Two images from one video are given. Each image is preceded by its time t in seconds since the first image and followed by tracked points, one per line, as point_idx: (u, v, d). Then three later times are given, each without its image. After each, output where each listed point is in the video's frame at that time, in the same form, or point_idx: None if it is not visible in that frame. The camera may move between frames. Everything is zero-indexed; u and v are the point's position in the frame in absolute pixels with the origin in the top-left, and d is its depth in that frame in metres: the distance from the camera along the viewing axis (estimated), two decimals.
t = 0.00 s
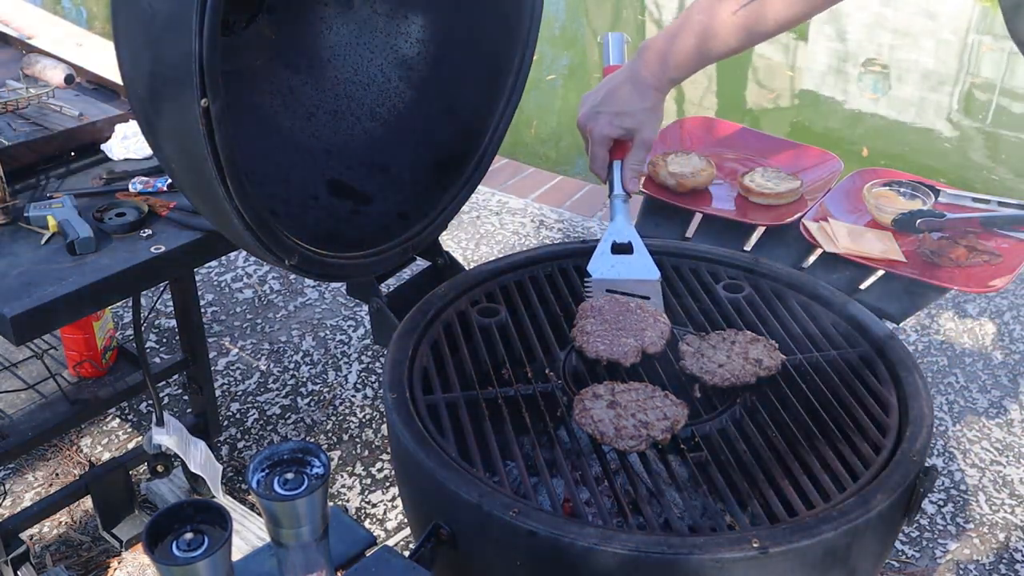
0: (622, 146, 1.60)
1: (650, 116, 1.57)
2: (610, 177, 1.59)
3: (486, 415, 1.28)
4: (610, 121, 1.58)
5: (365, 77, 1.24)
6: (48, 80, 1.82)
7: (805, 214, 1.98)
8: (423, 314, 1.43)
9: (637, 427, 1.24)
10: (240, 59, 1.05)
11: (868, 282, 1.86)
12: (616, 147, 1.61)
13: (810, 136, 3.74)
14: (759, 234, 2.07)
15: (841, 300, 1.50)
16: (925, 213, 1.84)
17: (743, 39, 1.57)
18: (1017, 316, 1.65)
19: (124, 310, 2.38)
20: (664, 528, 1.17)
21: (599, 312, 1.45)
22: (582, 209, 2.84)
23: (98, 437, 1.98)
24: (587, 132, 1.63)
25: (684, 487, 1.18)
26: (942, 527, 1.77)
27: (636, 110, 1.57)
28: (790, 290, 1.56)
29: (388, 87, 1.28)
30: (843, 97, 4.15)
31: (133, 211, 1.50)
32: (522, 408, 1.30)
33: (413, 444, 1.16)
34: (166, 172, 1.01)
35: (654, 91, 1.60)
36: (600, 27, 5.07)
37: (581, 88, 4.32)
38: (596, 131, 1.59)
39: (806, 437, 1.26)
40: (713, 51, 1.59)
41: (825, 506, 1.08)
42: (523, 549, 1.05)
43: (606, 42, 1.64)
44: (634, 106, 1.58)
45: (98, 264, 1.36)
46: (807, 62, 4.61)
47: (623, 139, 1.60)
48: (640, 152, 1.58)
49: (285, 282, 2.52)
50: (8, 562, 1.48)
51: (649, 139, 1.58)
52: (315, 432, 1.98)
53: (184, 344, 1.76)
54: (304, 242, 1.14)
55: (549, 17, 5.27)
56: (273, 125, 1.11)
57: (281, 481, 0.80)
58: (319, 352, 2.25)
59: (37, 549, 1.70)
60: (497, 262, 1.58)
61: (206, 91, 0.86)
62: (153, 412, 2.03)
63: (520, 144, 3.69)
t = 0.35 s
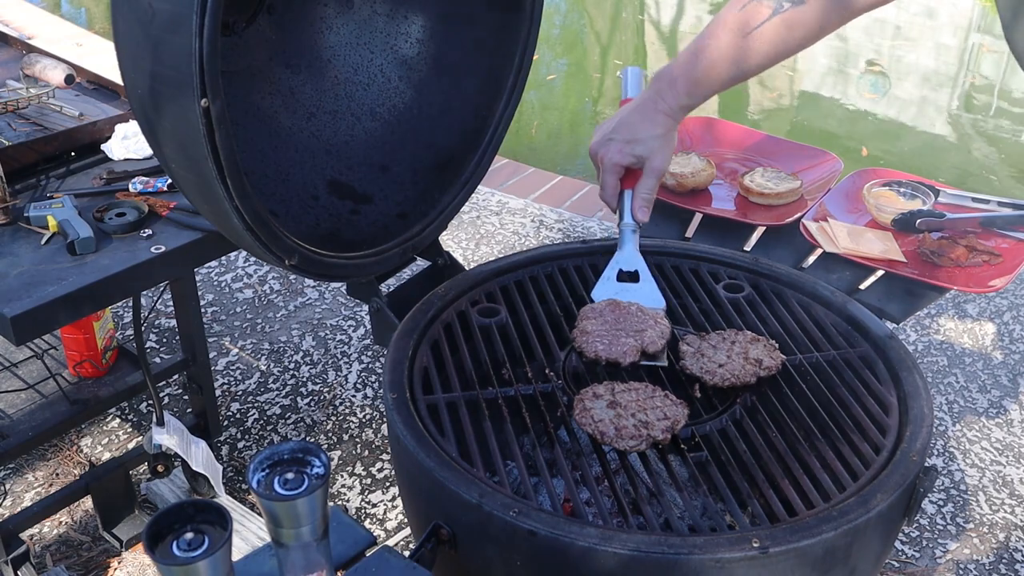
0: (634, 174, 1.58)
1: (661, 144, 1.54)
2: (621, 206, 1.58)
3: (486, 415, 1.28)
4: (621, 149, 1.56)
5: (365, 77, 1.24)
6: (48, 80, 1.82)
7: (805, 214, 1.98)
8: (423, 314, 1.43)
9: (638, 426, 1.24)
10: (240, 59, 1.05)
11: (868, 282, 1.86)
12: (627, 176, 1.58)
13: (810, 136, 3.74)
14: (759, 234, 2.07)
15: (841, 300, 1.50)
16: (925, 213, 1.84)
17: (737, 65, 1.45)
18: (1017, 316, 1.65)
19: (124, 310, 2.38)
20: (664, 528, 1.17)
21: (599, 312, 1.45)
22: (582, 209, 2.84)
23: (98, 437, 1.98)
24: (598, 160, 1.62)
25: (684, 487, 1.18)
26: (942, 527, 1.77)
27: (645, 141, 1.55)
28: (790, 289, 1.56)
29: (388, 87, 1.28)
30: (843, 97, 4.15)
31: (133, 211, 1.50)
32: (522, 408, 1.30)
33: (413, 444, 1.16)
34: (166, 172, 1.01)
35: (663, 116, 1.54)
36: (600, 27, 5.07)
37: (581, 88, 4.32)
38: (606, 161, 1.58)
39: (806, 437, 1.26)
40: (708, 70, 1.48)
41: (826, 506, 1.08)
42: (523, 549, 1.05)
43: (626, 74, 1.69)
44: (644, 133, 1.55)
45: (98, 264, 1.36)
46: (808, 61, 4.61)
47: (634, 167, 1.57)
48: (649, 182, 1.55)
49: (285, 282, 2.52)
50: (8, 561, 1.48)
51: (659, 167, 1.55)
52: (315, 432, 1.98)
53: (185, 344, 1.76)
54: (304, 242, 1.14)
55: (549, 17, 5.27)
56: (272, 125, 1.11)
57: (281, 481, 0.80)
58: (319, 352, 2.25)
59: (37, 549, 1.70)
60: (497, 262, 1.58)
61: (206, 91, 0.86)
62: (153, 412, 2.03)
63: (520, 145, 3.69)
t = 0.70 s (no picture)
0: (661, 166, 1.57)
1: (691, 135, 1.55)
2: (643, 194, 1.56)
3: (486, 415, 1.28)
4: (652, 133, 1.58)
5: (365, 77, 1.24)
6: (48, 80, 1.82)
7: (805, 214, 1.98)
8: (423, 314, 1.43)
9: (638, 426, 1.24)
10: (241, 59, 1.05)
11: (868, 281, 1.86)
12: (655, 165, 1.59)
13: (810, 136, 3.74)
14: (759, 235, 2.06)
15: (841, 300, 1.50)
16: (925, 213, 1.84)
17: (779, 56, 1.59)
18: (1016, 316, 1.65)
19: (124, 310, 2.38)
20: (664, 528, 1.17)
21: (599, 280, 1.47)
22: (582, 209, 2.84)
23: (98, 436, 1.98)
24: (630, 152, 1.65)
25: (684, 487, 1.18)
26: (942, 527, 1.77)
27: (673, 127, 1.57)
28: (790, 289, 1.56)
29: (388, 87, 1.28)
30: (843, 97, 4.15)
31: (133, 211, 1.50)
32: (522, 408, 1.30)
33: (413, 444, 1.16)
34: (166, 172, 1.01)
35: (701, 111, 1.58)
36: (600, 28, 5.07)
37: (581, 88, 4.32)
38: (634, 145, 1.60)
39: (806, 437, 1.26)
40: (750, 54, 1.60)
41: (826, 506, 1.08)
42: (523, 549, 1.05)
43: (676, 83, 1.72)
44: (677, 122, 1.57)
45: (97, 264, 1.36)
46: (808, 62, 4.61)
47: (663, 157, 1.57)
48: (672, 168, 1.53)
49: (285, 282, 2.52)
50: (7, 562, 1.48)
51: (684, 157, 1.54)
52: (315, 432, 1.98)
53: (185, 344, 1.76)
54: (304, 242, 1.14)
55: (549, 17, 5.27)
56: (272, 125, 1.12)
57: (281, 481, 0.80)
58: (319, 352, 2.25)
59: (37, 549, 1.70)
60: (497, 262, 1.58)
61: (206, 91, 0.86)
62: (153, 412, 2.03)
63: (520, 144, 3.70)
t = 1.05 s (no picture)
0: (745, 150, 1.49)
1: (771, 109, 1.47)
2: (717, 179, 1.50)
3: (486, 415, 1.28)
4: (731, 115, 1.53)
5: (365, 77, 1.24)
6: (48, 80, 1.82)
7: (805, 214, 1.98)
8: (423, 314, 1.43)
9: (638, 426, 1.24)
10: (241, 59, 1.05)
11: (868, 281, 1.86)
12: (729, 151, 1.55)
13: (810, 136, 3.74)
14: (759, 234, 2.07)
15: (841, 300, 1.50)
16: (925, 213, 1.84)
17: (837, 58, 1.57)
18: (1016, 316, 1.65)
19: (124, 310, 2.38)
20: (664, 528, 1.17)
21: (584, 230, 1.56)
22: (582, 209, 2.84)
23: (98, 436, 1.98)
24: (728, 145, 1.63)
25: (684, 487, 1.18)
26: (942, 527, 1.77)
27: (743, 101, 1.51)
28: (790, 289, 1.56)
29: (388, 87, 1.28)
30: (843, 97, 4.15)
31: (133, 211, 1.50)
32: (522, 407, 1.30)
33: (414, 444, 1.16)
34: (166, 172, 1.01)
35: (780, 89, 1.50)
36: (600, 28, 5.07)
37: (581, 88, 4.32)
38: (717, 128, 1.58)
39: (806, 437, 1.26)
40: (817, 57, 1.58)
41: (826, 506, 1.08)
42: (523, 549, 1.05)
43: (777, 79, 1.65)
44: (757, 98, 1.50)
45: (97, 264, 1.36)
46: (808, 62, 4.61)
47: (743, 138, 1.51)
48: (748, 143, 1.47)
49: (285, 281, 2.52)
50: (7, 562, 1.48)
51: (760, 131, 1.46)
52: (315, 432, 1.99)
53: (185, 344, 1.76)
54: (304, 241, 1.14)
55: (549, 17, 5.27)
56: (272, 125, 1.12)
57: (281, 481, 0.80)
58: (319, 352, 2.25)
59: (37, 549, 1.70)
60: (496, 262, 1.58)
61: (206, 91, 0.86)
62: (153, 412, 2.03)
63: (520, 145, 3.70)
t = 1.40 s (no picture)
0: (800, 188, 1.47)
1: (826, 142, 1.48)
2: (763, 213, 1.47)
3: (486, 415, 1.28)
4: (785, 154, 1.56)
5: (365, 77, 1.24)
6: (48, 80, 1.83)
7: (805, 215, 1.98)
8: (423, 314, 1.43)
9: (637, 426, 1.24)
10: (240, 59, 1.05)
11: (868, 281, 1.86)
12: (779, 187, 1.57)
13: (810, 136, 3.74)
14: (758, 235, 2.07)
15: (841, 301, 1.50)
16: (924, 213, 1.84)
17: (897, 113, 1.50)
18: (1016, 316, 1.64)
19: (124, 310, 2.38)
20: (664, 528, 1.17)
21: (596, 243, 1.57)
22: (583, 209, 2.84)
23: (98, 436, 1.98)
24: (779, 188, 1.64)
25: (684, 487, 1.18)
26: (942, 527, 1.77)
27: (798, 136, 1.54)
28: (790, 289, 1.56)
29: (388, 87, 1.28)
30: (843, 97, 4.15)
31: (133, 211, 1.50)
32: (522, 407, 1.30)
33: (414, 444, 1.16)
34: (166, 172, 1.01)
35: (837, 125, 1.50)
36: (600, 27, 5.08)
37: (581, 88, 4.32)
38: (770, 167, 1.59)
39: (806, 437, 1.26)
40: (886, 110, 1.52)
41: (826, 506, 1.08)
42: (523, 549, 1.05)
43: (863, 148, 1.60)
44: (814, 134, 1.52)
45: (97, 264, 1.36)
46: (808, 62, 4.61)
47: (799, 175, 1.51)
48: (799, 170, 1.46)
49: (285, 282, 2.52)
50: (8, 562, 1.48)
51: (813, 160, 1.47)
52: (315, 432, 1.99)
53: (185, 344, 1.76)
54: (304, 242, 1.14)
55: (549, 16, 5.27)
56: (272, 125, 1.12)
57: (281, 481, 0.80)
58: (319, 352, 2.25)
59: (37, 549, 1.70)
60: (496, 262, 1.58)
61: (206, 91, 0.86)
62: (153, 412, 2.03)
63: (520, 144, 3.70)
